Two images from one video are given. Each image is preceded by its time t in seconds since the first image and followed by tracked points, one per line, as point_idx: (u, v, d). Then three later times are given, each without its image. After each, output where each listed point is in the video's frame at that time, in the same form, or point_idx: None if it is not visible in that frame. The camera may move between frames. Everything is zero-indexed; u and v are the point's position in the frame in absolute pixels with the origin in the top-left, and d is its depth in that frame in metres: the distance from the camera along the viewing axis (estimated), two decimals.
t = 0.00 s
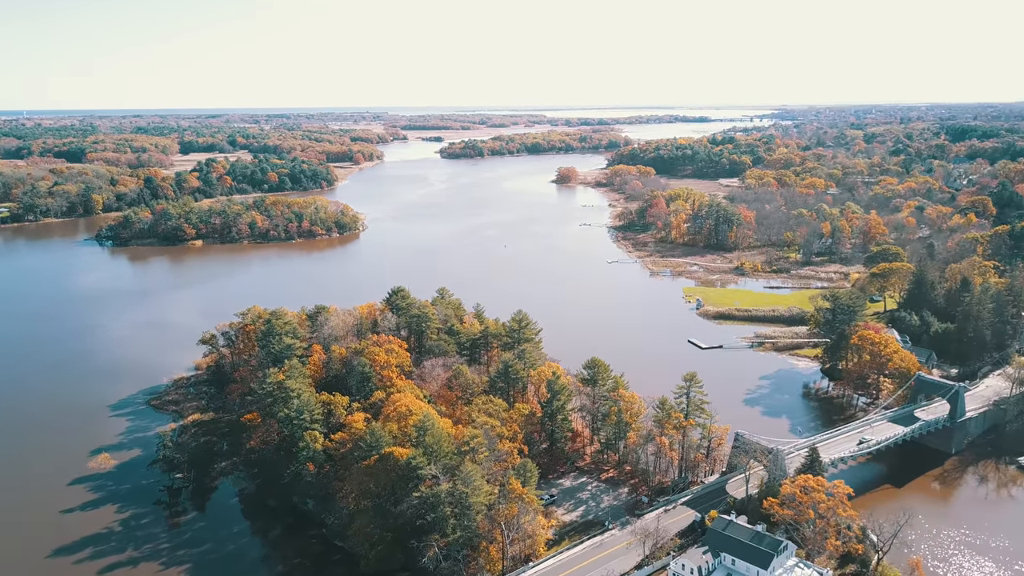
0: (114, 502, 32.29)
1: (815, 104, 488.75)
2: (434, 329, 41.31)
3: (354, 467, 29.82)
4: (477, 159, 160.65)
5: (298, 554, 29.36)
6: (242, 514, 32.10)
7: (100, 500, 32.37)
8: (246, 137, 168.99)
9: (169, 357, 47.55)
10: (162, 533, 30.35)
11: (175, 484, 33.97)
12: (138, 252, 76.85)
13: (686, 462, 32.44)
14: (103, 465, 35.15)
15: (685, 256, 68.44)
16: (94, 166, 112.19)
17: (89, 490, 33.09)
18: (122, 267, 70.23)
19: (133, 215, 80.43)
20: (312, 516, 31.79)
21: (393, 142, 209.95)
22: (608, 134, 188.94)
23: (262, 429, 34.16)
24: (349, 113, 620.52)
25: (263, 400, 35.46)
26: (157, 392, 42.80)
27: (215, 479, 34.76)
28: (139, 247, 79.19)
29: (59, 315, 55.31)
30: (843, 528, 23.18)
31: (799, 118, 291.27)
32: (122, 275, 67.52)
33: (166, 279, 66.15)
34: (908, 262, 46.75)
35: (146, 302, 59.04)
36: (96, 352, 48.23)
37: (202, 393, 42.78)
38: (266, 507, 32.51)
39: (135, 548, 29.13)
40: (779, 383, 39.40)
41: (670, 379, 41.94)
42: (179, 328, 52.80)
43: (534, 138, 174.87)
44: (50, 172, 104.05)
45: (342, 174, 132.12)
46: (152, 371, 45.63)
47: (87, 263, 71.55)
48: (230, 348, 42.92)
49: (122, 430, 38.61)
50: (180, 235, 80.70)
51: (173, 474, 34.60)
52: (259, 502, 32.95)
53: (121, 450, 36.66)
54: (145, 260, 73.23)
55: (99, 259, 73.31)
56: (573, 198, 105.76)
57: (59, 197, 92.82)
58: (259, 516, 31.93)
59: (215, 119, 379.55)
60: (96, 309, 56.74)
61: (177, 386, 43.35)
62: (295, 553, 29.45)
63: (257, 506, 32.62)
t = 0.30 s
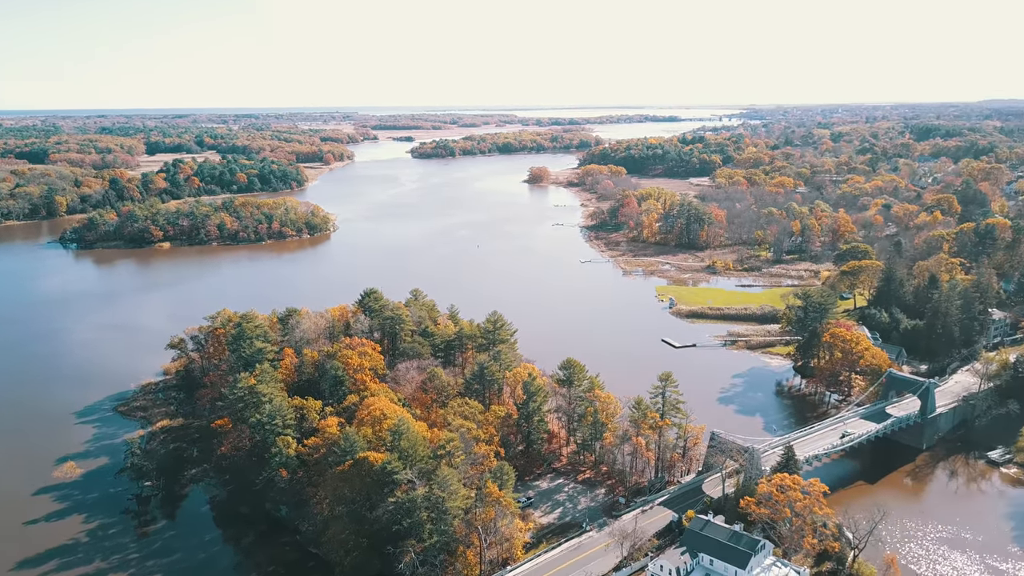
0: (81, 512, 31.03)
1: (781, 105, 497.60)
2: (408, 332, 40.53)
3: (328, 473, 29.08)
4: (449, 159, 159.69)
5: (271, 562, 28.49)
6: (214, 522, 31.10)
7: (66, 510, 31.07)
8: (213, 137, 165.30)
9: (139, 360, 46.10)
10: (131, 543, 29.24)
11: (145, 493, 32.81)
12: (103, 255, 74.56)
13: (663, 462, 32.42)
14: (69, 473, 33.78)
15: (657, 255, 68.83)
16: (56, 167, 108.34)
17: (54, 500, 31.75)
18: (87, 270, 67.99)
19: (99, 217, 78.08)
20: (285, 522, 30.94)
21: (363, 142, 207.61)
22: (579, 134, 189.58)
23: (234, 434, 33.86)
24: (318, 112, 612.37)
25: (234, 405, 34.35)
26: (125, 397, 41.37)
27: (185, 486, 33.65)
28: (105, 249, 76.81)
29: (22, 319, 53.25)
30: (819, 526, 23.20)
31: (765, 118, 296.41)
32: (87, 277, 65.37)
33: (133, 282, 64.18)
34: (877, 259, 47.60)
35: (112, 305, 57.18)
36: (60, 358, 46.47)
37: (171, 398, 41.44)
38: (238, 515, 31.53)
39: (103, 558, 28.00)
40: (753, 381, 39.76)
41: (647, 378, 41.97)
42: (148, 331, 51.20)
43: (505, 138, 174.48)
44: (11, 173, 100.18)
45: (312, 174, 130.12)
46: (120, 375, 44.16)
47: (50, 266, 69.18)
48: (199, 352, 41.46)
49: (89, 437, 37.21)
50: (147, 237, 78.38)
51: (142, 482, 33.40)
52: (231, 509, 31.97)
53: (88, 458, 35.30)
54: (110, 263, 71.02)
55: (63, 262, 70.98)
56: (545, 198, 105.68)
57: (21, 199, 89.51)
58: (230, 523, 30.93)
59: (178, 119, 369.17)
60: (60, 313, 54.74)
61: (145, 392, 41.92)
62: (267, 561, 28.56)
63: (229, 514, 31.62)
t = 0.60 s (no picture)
0: (47, 523, 29.78)
1: (749, 105, 505.51)
2: (382, 334, 39.62)
3: (302, 479, 28.37)
4: (421, 159, 158.50)
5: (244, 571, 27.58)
6: (185, 530, 30.08)
7: (32, 521, 29.81)
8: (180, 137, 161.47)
9: (109, 365, 44.65)
10: (100, 554, 28.16)
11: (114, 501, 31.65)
12: (69, 258, 72.30)
13: (640, 462, 32.36)
14: (34, 483, 32.39)
15: (630, 255, 69.08)
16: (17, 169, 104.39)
17: (19, 511, 30.43)
18: (52, 273, 65.84)
19: (63, 219, 75.69)
20: (259, 530, 30.04)
21: (334, 142, 204.90)
22: (552, 134, 189.89)
23: (206, 440, 32.30)
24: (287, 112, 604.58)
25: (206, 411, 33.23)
26: (93, 403, 39.99)
27: (155, 494, 32.50)
28: (71, 253, 74.45)
29: None
30: (797, 525, 23.27)
31: (733, 118, 301.06)
32: (52, 281, 63.27)
33: (99, 285, 62.21)
34: (847, 258, 48.33)
35: (78, 309, 55.37)
36: (25, 365, 44.82)
37: (140, 404, 40.12)
38: (210, 522, 30.58)
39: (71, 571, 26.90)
40: (727, 380, 40.07)
41: (623, 377, 41.93)
42: (117, 335, 49.68)
43: (478, 138, 173.87)
44: None
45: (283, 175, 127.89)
46: (88, 381, 42.67)
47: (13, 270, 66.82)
48: (169, 357, 39.96)
49: (54, 445, 35.77)
50: (114, 239, 76.04)
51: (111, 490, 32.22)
52: (203, 516, 31.02)
53: (54, 467, 33.95)
54: (76, 266, 68.91)
55: (27, 266, 68.72)
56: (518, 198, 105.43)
57: None
58: (202, 531, 29.98)
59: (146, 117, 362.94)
60: (24, 318, 52.84)
61: (113, 398, 40.55)
62: (239, 571, 27.66)
63: (201, 521, 30.64)
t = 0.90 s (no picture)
0: (12, 535, 28.54)
1: (719, 105, 512.23)
2: (357, 337, 38.67)
3: (277, 486, 27.54)
4: (394, 159, 157.08)
5: None
6: (156, 539, 29.04)
7: None
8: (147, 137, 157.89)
9: (77, 370, 43.21)
10: (68, 566, 27.09)
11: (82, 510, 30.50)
12: (33, 262, 70.09)
13: (619, 463, 32.20)
14: None
15: (605, 254, 69.22)
16: None
17: None
18: (16, 277, 63.78)
19: (27, 222, 73.32)
20: (233, 538, 29.00)
21: (305, 142, 201.97)
22: (526, 134, 189.83)
23: (178, 447, 31.73)
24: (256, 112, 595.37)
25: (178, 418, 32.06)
26: (60, 411, 38.59)
27: (125, 502, 31.26)
28: (35, 257, 72.10)
29: None
30: (775, 523, 23.29)
31: (703, 118, 304.70)
32: (15, 285, 61.19)
33: (64, 289, 60.20)
34: (818, 256, 48.99)
35: (44, 313, 53.52)
36: None
37: (108, 410, 38.72)
38: (182, 530, 29.50)
39: None
40: (703, 379, 40.26)
41: (601, 377, 41.82)
42: (84, 339, 48.13)
43: (451, 138, 173.01)
44: None
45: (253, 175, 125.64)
46: (54, 387, 41.21)
47: None
48: (138, 362, 38.65)
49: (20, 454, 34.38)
50: (81, 242, 73.81)
51: (79, 500, 31.03)
52: (176, 524, 29.96)
53: (19, 477, 32.58)
54: (41, 270, 66.82)
55: None
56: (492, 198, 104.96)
57: None
58: (174, 539, 28.94)
59: (111, 117, 354.88)
60: None
61: (81, 404, 39.12)
62: None
63: (173, 530, 29.56)
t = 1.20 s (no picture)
0: None
1: (690, 106, 518.27)
2: (331, 339, 37.54)
3: (252, 492, 26.79)
4: (367, 159, 155.48)
5: None
6: (127, 549, 28.04)
7: None
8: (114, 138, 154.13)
9: (43, 376, 41.77)
10: None
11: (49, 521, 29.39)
12: None
13: (598, 465, 32.04)
14: None
15: (580, 254, 69.25)
16: None
17: None
18: None
19: None
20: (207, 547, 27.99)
21: (277, 143, 198.85)
22: (500, 134, 189.52)
23: (149, 455, 30.20)
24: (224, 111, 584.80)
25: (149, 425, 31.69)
26: (26, 418, 37.19)
27: (94, 512, 30.14)
28: None
29: None
30: (754, 524, 23.33)
31: (674, 118, 307.95)
32: None
33: (29, 293, 58.16)
34: (792, 254, 49.60)
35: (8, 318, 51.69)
36: None
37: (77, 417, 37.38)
38: (154, 539, 28.46)
39: None
40: (679, 378, 40.41)
41: (579, 377, 41.67)
42: (51, 344, 46.60)
43: (424, 138, 171.97)
44: None
45: (224, 176, 123.18)
46: (18, 393, 39.72)
47: None
48: (108, 367, 37.48)
49: None
50: (48, 245, 71.41)
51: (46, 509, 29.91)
52: (148, 533, 28.94)
53: None
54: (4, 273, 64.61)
55: None
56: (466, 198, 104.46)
57: None
58: (146, 547, 27.99)
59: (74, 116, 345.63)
60: None
61: (48, 411, 37.74)
62: None
63: (144, 539, 28.53)
